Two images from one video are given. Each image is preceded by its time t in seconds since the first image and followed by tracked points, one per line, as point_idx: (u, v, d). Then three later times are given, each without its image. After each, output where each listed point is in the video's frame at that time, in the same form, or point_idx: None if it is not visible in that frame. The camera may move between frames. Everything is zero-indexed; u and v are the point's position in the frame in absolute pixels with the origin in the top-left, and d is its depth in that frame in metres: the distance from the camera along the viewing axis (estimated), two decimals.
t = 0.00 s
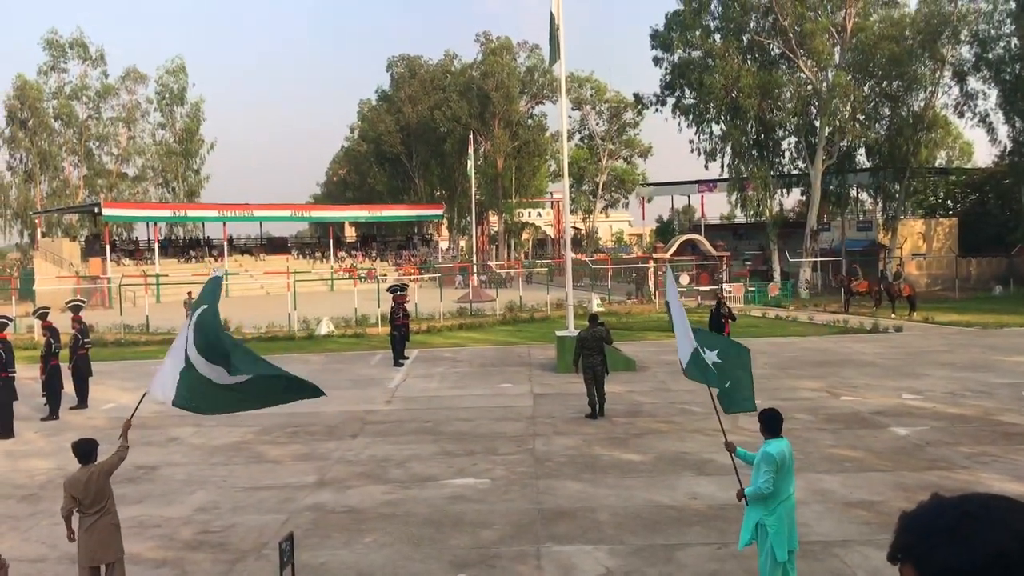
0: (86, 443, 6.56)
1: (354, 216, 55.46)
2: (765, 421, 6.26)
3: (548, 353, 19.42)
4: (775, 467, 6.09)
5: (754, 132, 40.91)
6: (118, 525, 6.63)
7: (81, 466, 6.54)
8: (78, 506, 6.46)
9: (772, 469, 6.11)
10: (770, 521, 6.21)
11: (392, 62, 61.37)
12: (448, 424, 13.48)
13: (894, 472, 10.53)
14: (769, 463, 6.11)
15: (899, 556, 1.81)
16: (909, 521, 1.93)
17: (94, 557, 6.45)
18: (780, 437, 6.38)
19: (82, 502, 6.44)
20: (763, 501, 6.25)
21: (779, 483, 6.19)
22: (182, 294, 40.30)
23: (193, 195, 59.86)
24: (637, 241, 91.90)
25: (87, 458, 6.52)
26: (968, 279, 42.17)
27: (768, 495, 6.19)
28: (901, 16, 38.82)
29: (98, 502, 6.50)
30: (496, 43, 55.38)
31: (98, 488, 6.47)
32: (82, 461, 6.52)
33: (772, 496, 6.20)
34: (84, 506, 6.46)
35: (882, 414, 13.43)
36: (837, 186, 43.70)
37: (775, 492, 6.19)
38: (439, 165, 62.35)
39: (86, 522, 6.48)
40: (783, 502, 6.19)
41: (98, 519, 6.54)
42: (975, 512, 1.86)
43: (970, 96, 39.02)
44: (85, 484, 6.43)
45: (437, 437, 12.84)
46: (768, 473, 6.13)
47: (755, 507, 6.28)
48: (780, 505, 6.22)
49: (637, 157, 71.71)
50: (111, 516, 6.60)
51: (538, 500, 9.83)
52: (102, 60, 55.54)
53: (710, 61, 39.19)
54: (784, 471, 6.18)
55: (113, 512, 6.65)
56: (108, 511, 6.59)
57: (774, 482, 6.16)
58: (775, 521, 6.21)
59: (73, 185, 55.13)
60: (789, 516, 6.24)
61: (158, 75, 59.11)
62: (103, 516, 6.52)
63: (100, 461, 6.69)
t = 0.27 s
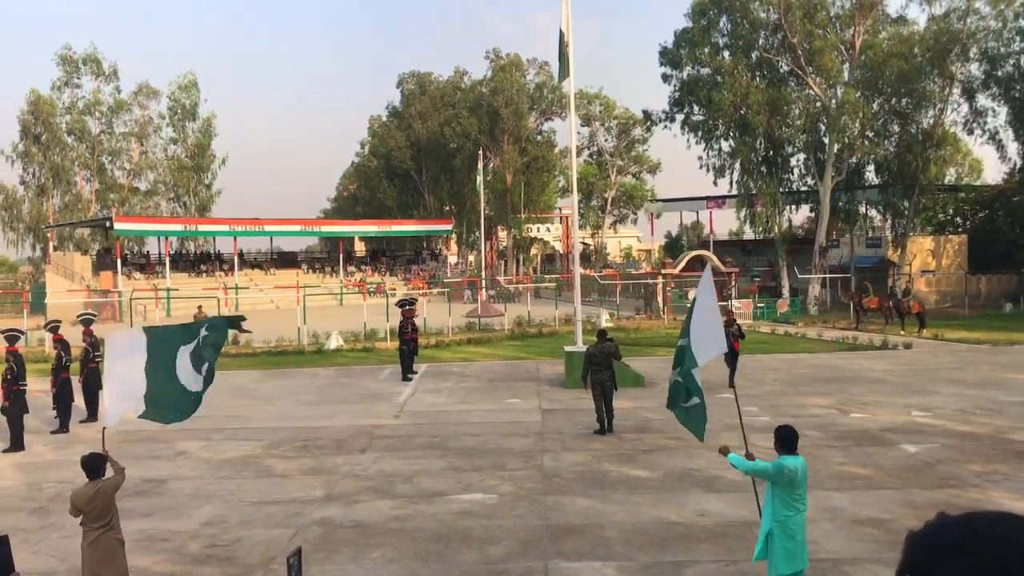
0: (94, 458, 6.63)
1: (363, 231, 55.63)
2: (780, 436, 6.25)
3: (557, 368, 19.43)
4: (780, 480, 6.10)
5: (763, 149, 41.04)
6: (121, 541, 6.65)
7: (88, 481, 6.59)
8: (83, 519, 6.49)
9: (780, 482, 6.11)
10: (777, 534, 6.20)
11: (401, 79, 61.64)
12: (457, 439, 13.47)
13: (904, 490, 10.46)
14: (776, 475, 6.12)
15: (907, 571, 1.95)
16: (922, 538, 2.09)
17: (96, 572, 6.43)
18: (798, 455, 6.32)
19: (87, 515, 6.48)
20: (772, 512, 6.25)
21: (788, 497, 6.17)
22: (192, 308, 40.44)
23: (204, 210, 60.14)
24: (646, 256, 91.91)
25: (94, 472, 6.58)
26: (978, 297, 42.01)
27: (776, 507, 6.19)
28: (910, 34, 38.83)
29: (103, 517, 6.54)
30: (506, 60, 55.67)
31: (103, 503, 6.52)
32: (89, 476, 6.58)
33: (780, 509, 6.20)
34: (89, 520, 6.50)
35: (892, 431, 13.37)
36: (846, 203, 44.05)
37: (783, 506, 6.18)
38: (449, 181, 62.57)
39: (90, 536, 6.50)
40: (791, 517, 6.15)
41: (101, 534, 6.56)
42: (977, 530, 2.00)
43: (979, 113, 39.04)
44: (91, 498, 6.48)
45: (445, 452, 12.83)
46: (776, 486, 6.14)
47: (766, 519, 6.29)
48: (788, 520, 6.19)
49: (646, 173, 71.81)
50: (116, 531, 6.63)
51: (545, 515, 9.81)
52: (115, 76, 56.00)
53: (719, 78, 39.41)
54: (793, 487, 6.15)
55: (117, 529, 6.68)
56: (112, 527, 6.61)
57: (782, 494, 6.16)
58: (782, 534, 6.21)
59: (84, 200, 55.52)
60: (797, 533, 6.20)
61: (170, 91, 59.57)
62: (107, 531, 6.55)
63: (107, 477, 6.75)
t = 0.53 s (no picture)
0: (105, 472, 6.60)
1: (373, 246, 55.80)
2: (797, 453, 6.29)
3: (565, 385, 19.38)
4: (798, 493, 6.06)
5: (774, 166, 41.11)
6: (128, 556, 6.62)
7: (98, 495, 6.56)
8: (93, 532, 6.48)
9: (799, 496, 6.06)
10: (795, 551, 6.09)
11: (413, 95, 62.13)
12: (466, 456, 13.43)
13: (917, 509, 10.36)
14: (792, 489, 6.09)
15: None
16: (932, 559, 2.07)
17: None
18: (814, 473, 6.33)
19: (96, 530, 6.46)
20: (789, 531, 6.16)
21: (805, 513, 6.12)
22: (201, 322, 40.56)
23: (214, 225, 60.33)
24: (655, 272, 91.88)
25: (105, 487, 6.55)
26: (990, 315, 41.92)
27: (796, 524, 6.11)
28: (921, 51, 38.77)
29: (111, 532, 6.51)
30: (516, 77, 56.07)
31: (113, 518, 6.48)
32: (99, 490, 6.55)
33: (799, 526, 6.11)
34: (97, 535, 6.48)
35: (904, 450, 13.27)
36: (857, 221, 43.97)
37: (802, 520, 6.10)
38: (458, 196, 62.80)
39: (97, 551, 6.48)
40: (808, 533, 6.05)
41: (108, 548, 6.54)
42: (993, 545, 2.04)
43: (990, 131, 38.99)
44: (102, 513, 6.44)
45: (454, 469, 12.78)
46: (796, 499, 6.09)
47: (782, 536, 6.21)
48: (805, 536, 6.09)
49: (655, 189, 71.85)
50: (123, 546, 6.60)
51: (555, 533, 9.73)
52: (127, 92, 56.36)
53: (729, 95, 39.58)
54: (809, 502, 6.10)
55: (124, 543, 6.65)
56: (119, 542, 6.59)
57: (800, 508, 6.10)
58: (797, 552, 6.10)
59: (95, 215, 55.80)
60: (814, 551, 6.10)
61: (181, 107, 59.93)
62: (115, 547, 6.52)
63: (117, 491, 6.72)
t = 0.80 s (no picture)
0: (118, 483, 6.61)
1: (379, 258, 55.86)
2: (809, 465, 6.26)
3: (572, 397, 19.35)
4: (809, 505, 6.01)
5: (780, 178, 41.09)
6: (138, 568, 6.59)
7: (110, 506, 6.57)
8: (103, 543, 6.48)
9: (811, 508, 6.01)
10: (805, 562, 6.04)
11: (420, 108, 62.36)
12: (472, 469, 13.39)
13: (927, 523, 10.28)
14: (804, 500, 6.05)
15: None
16: None
17: None
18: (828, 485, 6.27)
19: (105, 540, 6.46)
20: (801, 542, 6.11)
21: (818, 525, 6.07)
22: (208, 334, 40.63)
23: (221, 237, 60.46)
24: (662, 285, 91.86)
25: (117, 498, 6.55)
26: (999, 327, 41.79)
27: (807, 534, 6.06)
28: (927, 64, 38.68)
29: (120, 543, 6.50)
30: (522, 90, 56.28)
31: (123, 529, 6.47)
32: (110, 500, 6.56)
33: (811, 537, 6.06)
34: (107, 545, 6.48)
35: (912, 463, 13.19)
36: (865, 233, 44.14)
37: (814, 532, 6.04)
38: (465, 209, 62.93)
39: (106, 562, 6.47)
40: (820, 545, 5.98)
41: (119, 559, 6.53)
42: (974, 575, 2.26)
43: (997, 143, 38.88)
44: (111, 523, 6.44)
45: (460, 481, 12.74)
46: (807, 510, 6.05)
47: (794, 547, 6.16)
48: (817, 548, 6.03)
49: (662, 202, 71.84)
50: (134, 558, 6.57)
51: (561, 547, 9.68)
52: (135, 104, 56.67)
53: (736, 107, 39.62)
54: (821, 514, 6.05)
55: (135, 555, 6.62)
56: (129, 554, 6.56)
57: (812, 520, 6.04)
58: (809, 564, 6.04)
59: (103, 227, 56.03)
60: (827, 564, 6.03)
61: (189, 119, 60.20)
62: (124, 559, 6.50)
63: (130, 502, 6.71)
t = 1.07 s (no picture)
0: (126, 489, 6.58)
1: (382, 265, 55.92)
2: (815, 471, 6.23)
3: (575, 404, 19.35)
4: (815, 511, 5.99)
5: (783, 185, 41.12)
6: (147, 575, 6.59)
7: (119, 513, 6.55)
8: (113, 550, 6.48)
9: (817, 514, 5.98)
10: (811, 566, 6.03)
11: (423, 114, 62.11)
12: (474, 475, 13.38)
13: (931, 530, 10.24)
14: (810, 506, 6.02)
15: None
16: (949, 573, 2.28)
17: None
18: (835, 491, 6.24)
19: (115, 547, 6.46)
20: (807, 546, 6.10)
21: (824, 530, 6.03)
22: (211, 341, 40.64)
23: (224, 243, 60.52)
24: (664, 291, 92.07)
25: (125, 505, 6.53)
26: (1003, 333, 41.78)
27: (813, 539, 6.04)
28: (929, 69, 38.53)
29: (129, 550, 6.49)
30: (524, 97, 56.23)
31: (132, 536, 6.47)
32: (119, 507, 6.54)
33: (816, 542, 6.03)
34: (116, 552, 6.48)
35: (916, 470, 13.16)
36: (867, 239, 44.17)
37: (822, 538, 6.02)
38: (468, 216, 63.00)
39: (115, 569, 6.47)
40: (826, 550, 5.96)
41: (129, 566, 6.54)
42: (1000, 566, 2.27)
43: (1001, 149, 38.88)
44: (120, 531, 6.43)
45: (462, 489, 12.72)
46: (813, 516, 6.02)
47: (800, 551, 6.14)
48: (824, 554, 6.01)
49: (665, 209, 71.85)
50: (142, 565, 6.55)
51: (564, 554, 9.65)
52: (138, 112, 56.79)
53: (738, 114, 39.62)
54: (828, 521, 6.02)
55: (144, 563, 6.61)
56: (139, 561, 6.56)
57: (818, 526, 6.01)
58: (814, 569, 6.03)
59: (106, 234, 56.12)
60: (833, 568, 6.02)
61: (192, 126, 60.32)
62: (134, 566, 6.50)
63: (139, 509, 6.69)
